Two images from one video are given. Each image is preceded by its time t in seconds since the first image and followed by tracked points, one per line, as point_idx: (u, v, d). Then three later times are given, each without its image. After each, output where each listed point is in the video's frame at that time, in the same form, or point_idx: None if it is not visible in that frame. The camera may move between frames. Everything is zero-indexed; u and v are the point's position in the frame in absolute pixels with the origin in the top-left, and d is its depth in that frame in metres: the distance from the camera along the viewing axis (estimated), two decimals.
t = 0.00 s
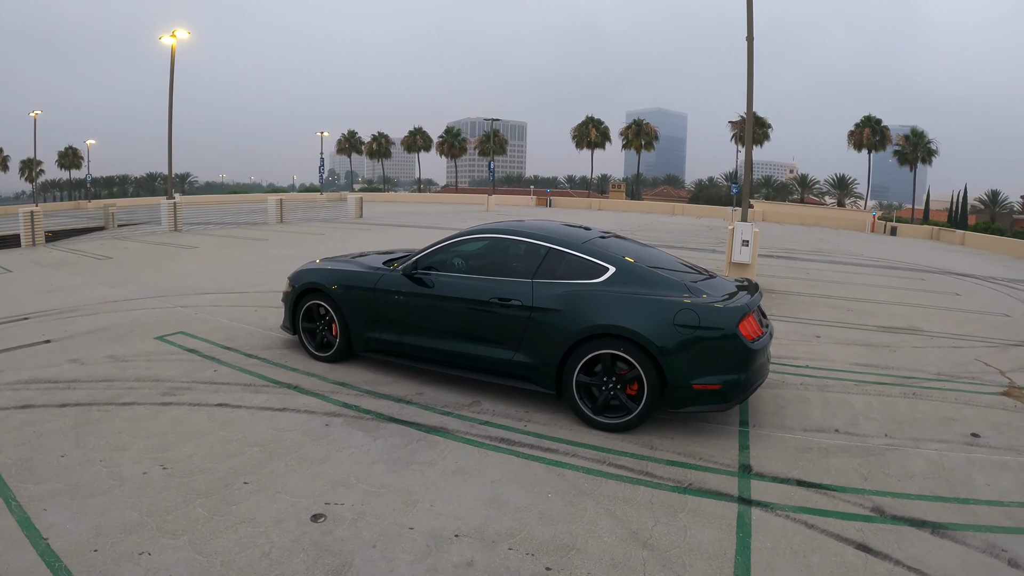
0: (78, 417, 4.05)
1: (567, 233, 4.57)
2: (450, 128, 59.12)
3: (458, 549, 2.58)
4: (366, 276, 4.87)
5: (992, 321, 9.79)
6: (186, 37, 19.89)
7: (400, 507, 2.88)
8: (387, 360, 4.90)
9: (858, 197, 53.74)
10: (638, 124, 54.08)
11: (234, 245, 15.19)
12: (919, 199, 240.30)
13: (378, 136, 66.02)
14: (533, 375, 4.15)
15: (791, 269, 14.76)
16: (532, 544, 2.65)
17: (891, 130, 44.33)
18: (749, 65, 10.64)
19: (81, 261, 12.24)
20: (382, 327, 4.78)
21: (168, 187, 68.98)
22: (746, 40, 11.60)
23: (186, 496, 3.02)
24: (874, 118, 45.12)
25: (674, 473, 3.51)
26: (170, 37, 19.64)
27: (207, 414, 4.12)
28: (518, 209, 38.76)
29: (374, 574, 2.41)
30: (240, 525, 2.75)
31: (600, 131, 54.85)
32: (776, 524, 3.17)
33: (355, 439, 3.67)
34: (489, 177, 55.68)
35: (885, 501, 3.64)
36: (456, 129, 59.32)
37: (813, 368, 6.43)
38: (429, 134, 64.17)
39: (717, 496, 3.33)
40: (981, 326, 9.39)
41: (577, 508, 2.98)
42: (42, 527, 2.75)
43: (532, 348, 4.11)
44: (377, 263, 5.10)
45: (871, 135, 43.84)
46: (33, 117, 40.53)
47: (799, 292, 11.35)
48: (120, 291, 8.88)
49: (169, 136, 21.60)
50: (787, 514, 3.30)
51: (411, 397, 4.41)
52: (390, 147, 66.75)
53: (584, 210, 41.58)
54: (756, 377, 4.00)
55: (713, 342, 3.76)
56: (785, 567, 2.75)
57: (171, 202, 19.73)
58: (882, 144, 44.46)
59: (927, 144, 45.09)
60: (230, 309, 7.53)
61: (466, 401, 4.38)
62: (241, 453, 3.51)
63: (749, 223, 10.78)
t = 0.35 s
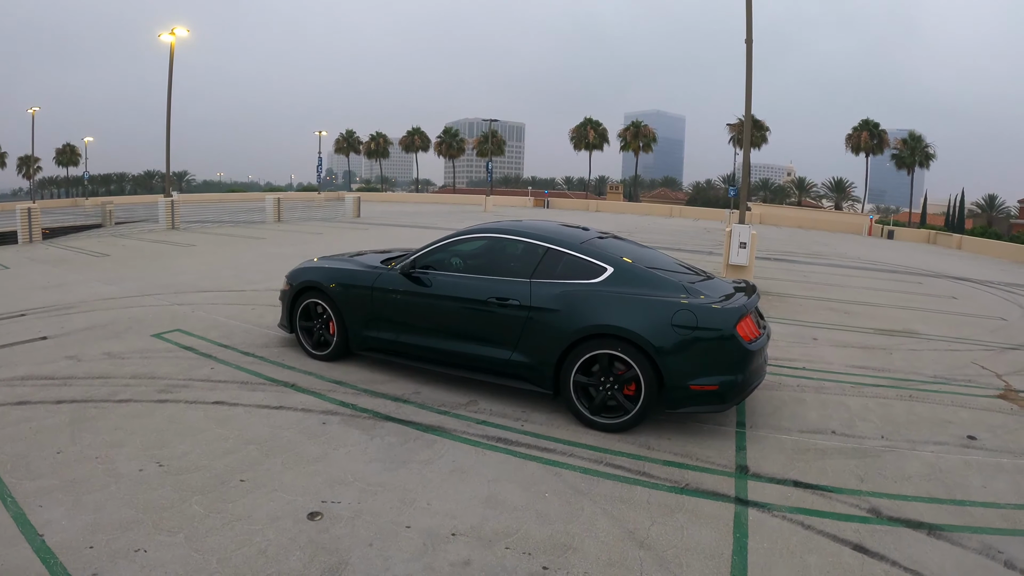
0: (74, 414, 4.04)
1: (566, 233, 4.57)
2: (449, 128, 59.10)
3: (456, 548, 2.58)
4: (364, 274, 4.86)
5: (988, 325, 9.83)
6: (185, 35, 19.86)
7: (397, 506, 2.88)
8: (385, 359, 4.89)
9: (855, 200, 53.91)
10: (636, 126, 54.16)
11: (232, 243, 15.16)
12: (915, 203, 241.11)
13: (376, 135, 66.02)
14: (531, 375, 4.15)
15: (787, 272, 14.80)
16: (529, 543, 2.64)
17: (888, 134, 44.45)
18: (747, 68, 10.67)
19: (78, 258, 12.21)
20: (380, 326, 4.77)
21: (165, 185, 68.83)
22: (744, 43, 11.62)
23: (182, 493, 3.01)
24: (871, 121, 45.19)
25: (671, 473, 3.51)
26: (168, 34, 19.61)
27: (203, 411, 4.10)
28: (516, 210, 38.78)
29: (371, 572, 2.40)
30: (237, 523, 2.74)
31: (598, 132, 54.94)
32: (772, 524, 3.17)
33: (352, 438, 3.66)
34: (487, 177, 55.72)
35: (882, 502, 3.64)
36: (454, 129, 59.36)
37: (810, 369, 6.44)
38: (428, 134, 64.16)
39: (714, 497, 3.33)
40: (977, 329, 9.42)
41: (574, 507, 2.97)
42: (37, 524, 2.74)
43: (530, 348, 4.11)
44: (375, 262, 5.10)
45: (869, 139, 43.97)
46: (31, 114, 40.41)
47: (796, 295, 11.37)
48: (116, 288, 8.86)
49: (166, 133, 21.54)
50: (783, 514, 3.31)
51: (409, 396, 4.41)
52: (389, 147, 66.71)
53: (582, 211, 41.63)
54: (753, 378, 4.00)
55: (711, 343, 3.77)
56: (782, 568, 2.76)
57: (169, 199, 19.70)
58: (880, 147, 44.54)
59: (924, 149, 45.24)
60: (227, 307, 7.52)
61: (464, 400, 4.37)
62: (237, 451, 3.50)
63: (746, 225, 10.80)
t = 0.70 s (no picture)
0: (79, 414, 4.07)
1: (567, 236, 4.60)
2: (450, 129, 59.15)
3: (458, 548, 2.61)
4: (367, 276, 4.90)
5: (988, 328, 9.85)
6: (187, 36, 19.91)
7: (400, 506, 2.91)
8: (387, 361, 4.93)
9: (856, 203, 53.92)
10: (637, 128, 54.19)
11: (234, 243, 15.20)
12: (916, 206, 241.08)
13: (377, 136, 66.11)
14: (532, 377, 4.18)
15: (788, 274, 14.84)
16: (531, 543, 2.67)
17: (889, 136, 44.44)
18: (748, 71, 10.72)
19: (80, 258, 12.25)
20: (382, 327, 4.81)
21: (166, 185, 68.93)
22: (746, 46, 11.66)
23: (187, 493, 3.05)
24: (872, 124, 45.16)
25: (671, 474, 3.54)
26: (171, 34, 19.66)
27: (207, 412, 4.14)
28: (517, 211, 38.80)
29: (375, 572, 2.43)
30: (242, 522, 2.77)
31: (599, 134, 55.01)
32: (772, 525, 3.20)
33: (355, 438, 3.69)
34: (488, 179, 55.74)
35: (880, 504, 3.68)
36: (455, 130, 59.41)
37: (810, 372, 6.47)
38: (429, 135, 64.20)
39: (714, 498, 3.37)
40: (977, 332, 9.45)
41: (576, 508, 3.01)
42: (44, 523, 2.77)
43: (532, 350, 4.14)
44: (377, 264, 5.13)
45: (870, 142, 43.98)
46: (33, 113, 40.54)
47: (796, 297, 11.41)
48: (119, 289, 8.89)
49: (168, 134, 21.58)
50: (783, 516, 3.34)
51: (411, 397, 4.44)
52: (390, 147, 66.74)
53: (583, 213, 41.67)
54: (753, 381, 4.04)
55: (711, 346, 3.80)
56: (782, 569, 2.79)
57: (171, 200, 19.74)
58: (881, 151, 44.63)
59: (925, 151, 45.18)
60: (229, 307, 7.55)
61: (465, 401, 4.41)
62: (242, 451, 3.54)
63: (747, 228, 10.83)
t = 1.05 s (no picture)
0: (83, 406, 4.10)
1: (571, 233, 4.61)
2: (454, 125, 59.12)
3: (460, 542, 2.62)
4: (371, 271, 4.91)
5: (991, 331, 9.84)
6: (193, 30, 19.91)
7: (402, 500, 2.92)
8: (390, 356, 4.94)
9: (860, 204, 53.82)
10: (642, 126, 54.11)
11: (238, 238, 15.23)
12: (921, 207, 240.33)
13: (381, 132, 66.10)
14: (535, 373, 4.19)
15: (791, 274, 14.83)
16: (533, 539, 2.68)
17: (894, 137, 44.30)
18: (754, 71, 10.71)
19: (84, 251, 12.29)
20: (386, 323, 4.82)
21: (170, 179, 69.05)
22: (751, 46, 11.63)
23: (190, 485, 3.06)
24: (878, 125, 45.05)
25: (673, 472, 3.55)
26: (177, 29, 19.68)
27: (211, 405, 4.16)
28: (521, 208, 38.79)
29: (377, 565, 2.44)
30: (244, 515, 2.79)
31: (603, 132, 54.98)
32: (773, 524, 3.21)
33: (358, 433, 3.71)
34: (491, 176, 55.68)
35: (881, 504, 3.68)
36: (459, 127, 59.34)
37: (812, 372, 6.47)
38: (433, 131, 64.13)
39: (716, 496, 3.37)
40: (980, 334, 9.43)
41: (577, 504, 3.01)
42: (47, 514, 2.79)
43: (535, 346, 4.15)
44: (381, 259, 5.14)
45: (875, 142, 43.86)
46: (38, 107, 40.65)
47: (799, 297, 11.40)
48: (123, 282, 8.92)
49: (173, 128, 21.61)
50: (784, 514, 3.35)
51: (414, 392, 4.46)
52: (394, 144, 66.72)
53: (586, 211, 41.66)
54: (755, 379, 4.04)
55: (714, 344, 3.80)
56: (783, 567, 2.79)
57: (175, 194, 19.78)
58: (886, 151, 44.53)
59: (930, 152, 45.02)
60: (233, 302, 7.57)
61: (468, 397, 4.42)
62: (244, 444, 3.55)
63: (751, 227, 10.82)
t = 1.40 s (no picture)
0: (86, 402, 4.12)
1: (574, 234, 4.63)
2: (457, 126, 59.19)
3: (460, 540, 2.63)
4: (374, 270, 4.93)
5: (993, 336, 9.83)
6: (198, 29, 19.98)
7: (403, 497, 2.94)
8: (392, 355, 4.96)
9: (863, 208, 53.78)
10: (645, 128, 54.14)
11: (241, 236, 15.27)
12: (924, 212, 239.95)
13: (384, 133, 66.24)
14: (536, 373, 4.20)
15: (793, 278, 14.84)
16: (532, 537, 2.70)
17: (898, 142, 44.27)
18: (757, 74, 10.73)
19: (88, 248, 12.34)
20: (388, 322, 4.84)
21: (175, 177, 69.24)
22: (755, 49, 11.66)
23: (191, 481, 3.08)
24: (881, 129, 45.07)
25: (673, 473, 3.56)
26: (182, 27, 19.76)
27: (213, 402, 4.18)
28: (524, 210, 38.86)
29: (377, 561, 2.45)
30: (245, 511, 2.81)
31: (607, 134, 55.03)
32: (772, 526, 3.22)
33: (359, 431, 3.73)
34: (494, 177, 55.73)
35: (880, 507, 3.69)
36: (462, 128, 59.37)
37: (812, 375, 6.48)
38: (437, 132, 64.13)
39: (715, 497, 3.38)
40: (981, 339, 9.43)
41: (578, 504, 3.03)
42: (49, 508, 2.81)
43: (537, 346, 4.17)
44: (385, 258, 5.16)
45: (878, 146, 43.82)
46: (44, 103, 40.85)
47: (800, 301, 11.41)
48: (127, 279, 8.96)
49: (177, 126, 21.67)
50: (783, 516, 3.36)
51: (415, 391, 4.48)
52: (398, 145, 66.81)
53: (589, 213, 41.69)
54: (756, 382, 4.05)
55: (715, 346, 3.81)
56: (781, 568, 2.80)
57: (178, 192, 19.83)
58: (889, 156, 44.51)
59: (933, 157, 45.02)
60: (235, 299, 7.61)
61: (469, 396, 4.44)
62: (246, 440, 3.57)
63: (753, 230, 10.83)
